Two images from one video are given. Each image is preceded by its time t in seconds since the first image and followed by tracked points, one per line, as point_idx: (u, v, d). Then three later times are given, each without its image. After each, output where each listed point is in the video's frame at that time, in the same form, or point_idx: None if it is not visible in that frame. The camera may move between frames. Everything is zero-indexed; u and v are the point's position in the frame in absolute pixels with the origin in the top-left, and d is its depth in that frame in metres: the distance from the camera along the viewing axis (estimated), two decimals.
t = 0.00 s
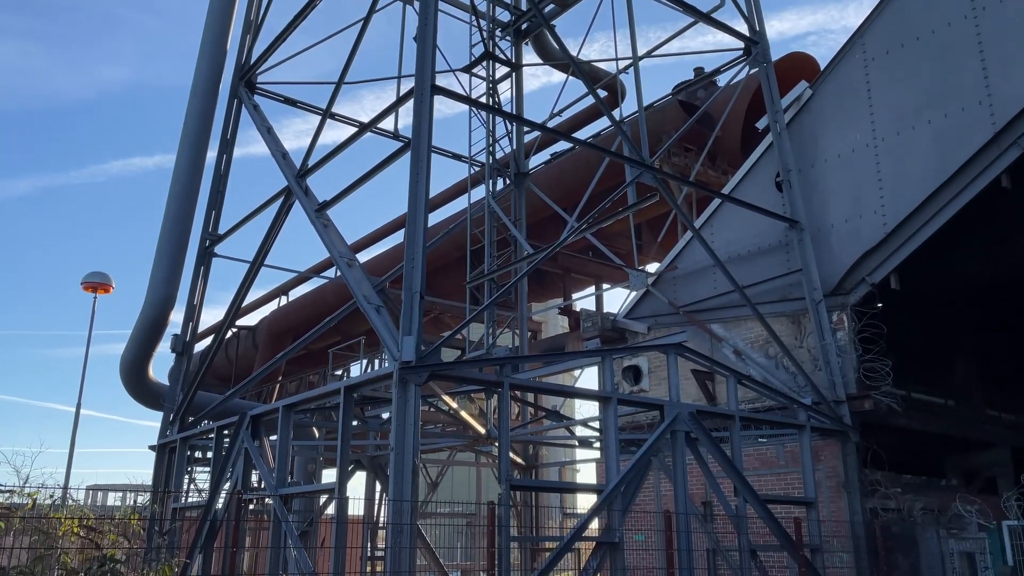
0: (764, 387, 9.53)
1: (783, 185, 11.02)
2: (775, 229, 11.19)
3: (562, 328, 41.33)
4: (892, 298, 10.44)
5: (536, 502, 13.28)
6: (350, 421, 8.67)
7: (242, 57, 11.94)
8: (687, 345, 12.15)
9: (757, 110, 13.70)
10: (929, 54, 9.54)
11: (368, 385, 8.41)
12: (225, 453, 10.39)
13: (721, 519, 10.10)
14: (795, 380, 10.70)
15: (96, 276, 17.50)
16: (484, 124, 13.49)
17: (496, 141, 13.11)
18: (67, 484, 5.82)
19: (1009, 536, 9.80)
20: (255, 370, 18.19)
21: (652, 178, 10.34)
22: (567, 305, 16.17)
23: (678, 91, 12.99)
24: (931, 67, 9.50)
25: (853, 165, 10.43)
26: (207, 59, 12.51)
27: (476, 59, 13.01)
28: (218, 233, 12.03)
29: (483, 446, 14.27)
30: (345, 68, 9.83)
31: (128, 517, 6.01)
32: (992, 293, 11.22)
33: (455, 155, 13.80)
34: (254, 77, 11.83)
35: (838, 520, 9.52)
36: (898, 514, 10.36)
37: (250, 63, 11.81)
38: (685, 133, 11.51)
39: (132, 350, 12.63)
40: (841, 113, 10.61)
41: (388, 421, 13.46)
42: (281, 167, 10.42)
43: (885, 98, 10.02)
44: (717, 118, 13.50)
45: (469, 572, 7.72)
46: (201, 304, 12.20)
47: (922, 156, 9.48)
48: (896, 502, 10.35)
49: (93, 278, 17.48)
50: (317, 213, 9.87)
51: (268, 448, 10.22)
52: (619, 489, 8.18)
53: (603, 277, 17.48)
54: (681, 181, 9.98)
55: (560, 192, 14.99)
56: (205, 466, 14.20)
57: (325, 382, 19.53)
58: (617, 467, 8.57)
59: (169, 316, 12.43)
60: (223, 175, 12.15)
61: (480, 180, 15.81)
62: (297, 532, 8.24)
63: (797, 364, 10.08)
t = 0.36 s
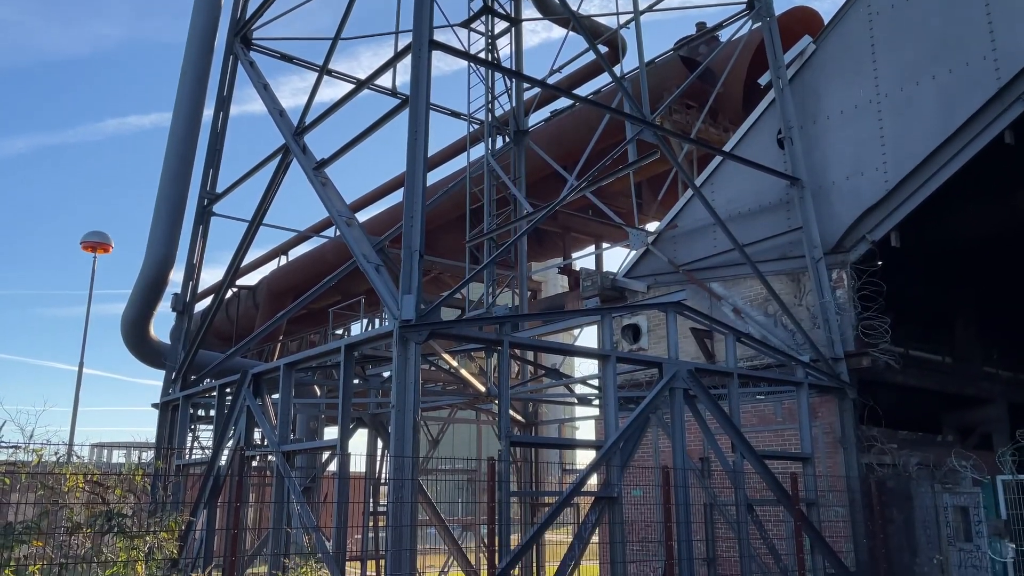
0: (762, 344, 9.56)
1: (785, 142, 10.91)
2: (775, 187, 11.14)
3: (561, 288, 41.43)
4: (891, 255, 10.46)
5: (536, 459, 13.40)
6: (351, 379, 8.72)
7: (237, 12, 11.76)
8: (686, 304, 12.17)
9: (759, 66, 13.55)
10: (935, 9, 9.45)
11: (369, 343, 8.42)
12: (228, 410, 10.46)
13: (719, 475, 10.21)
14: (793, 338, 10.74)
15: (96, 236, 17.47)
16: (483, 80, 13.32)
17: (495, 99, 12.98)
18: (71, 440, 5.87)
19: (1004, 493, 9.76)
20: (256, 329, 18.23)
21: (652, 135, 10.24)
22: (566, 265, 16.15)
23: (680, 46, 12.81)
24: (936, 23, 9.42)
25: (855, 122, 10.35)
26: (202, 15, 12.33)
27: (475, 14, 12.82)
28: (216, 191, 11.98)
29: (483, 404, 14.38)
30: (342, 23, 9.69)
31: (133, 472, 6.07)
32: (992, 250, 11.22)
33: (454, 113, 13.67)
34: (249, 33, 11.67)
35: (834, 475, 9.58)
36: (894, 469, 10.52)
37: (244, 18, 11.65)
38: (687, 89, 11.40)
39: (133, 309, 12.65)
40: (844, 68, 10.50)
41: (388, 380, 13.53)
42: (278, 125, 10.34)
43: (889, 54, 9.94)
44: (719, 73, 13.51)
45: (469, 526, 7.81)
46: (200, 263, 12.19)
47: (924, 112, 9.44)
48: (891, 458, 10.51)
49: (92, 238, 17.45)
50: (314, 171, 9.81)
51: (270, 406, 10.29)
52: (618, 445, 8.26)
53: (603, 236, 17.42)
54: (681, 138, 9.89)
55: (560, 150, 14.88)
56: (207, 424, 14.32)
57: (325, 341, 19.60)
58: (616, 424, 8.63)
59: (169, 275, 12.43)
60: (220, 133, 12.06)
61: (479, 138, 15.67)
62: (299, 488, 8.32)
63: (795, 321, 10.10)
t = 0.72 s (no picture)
0: (762, 308, 9.57)
1: (786, 105, 10.83)
2: (776, 149, 11.07)
3: (560, 253, 41.38)
4: (892, 218, 10.43)
5: (536, 422, 13.48)
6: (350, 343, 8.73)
7: None
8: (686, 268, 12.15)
9: (761, 26, 13.36)
10: None
11: (368, 307, 8.42)
12: (228, 374, 10.49)
13: (718, 438, 10.28)
14: (792, 301, 10.75)
15: (94, 200, 17.40)
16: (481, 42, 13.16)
17: (494, 60, 12.84)
18: (72, 404, 5.89)
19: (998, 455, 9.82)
20: (256, 294, 18.23)
21: (653, 98, 10.14)
22: (566, 230, 16.09)
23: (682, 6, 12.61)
24: None
25: (857, 84, 10.25)
26: None
27: None
28: (213, 155, 11.89)
29: (483, 368, 14.44)
30: None
31: (135, 435, 6.11)
32: (992, 213, 11.20)
33: (452, 75, 13.53)
34: None
35: (830, 437, 9.64)
36: (891, 432, 10.68)
37: None
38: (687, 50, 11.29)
39: (131, 274, 12.65)
40: (847, 29, 10.38)
41: (388, 344, 13.55)
42: (274, 87, 10.23)
43: (893, 14, 9.82)
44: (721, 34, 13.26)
45: (469, 488, 7.88)
46: (198, 227, 12.14)
47: (928, 74, 9.35)
48: (888, 420, 10.62)
49: (89, 202, 17.37)
50: (311, 134, 9.73)
51: (270, 370, 10.32)
52: (616, 408, 8.30)
53: (603, 201, 17.35)
54: (682, 100, 9.80)
55: (560, 113, 14.75)
56: (209, 387, 14.39)
57: (325, 306, 19.62)
58: (614, 387, 8.67)
59: (167, 239, 12.39)
60: (216, 96, 11.94)
61: (478, 101, 15.54)
62: (301, 450, 8.38)
63: (795, 285, 10.09)
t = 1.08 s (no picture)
0: (760, 277, 9.57)
1: (787, 72, 10.76)
2: (776, 117, 11.01)
3: (558, 222, 41.28)
4: (891, 187, 10.41)
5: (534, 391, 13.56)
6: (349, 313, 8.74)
7: None
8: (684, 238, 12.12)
9: None
10: None
11: (366, 277, 8.41)
12: (227, 343, 10.52)
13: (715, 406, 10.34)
14: (791, 270, 10.76)
15: (90, 169, 17.30)
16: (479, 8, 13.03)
17: (492, 27, 12.72)
18: (72, 372, 5.89)
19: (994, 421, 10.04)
20: (254, 264, 18.21)
21: (653, 65, 10.05)
22: (563, 199, 16.02)
23: None
24: None
25: (859, 51, 10.17)
26: None
27: None
28: (209, 123, 11.81)
29: (482, 338, 14.49)
30: None
31: (135, 403, 6.14)
32: (992, 181, 11.18)
33: (449, 42, 13.41)
34: None
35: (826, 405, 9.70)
36: (886, 400, 10.66)
37: None
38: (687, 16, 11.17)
39: (129, 244, 12.63)
40: None
41: (387, 314, 13.55)
42: (270, 54, 10.14)
43: None
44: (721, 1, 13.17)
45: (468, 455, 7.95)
46: (195, 196, 12.10)
47: (930, 40, 9.28)
48: (884, 388, 10.65)
49: (86, 171, 17.28)
50: (308, 102, 9.65)
51: (269, 339, 10.35)
52: (614, 376, 8.35)
53: (602, 170, 17.27)
54: (682, 68, 9.71)
55: (559, 81, 14.64)
56: (208, 356, 14.43)
57: (324, 276, 19.61)
58: (612, 356, 8.70)
59: (164, 208, 12.35)
60: (211, 64, 11.83)
61: (476, 69, 15.43)
62: (300, 418, 8.42)
63: (793, 254, 10.08)
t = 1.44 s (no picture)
0: (758, 256, 9.56)
1: (787, 49, 10.69)
2: (775, 94, 10.96)
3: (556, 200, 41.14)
4: (890, 164, 10.39)
5: (532, 368, 13.60)
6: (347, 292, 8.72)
7: None
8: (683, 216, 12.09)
9: None
10: None
11: (364, 254, 8.39)
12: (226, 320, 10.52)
13: (712, 384, 10.38)
14: (789, 248, 10.75)
15: (86, 146, 17.21)
16: None
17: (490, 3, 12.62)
18: (71, 348, 5.87)
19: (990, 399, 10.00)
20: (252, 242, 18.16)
21: (652, 42, 9.97)
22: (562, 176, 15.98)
23: None
24: None
25: (859, 27, 10.11)
26: None
27: None
28: (205, 100, 11.73)
29: (481, 316, 14.53)
30: None
31: (134, 380, 6.13)
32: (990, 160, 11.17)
33: (447, 18, 13.31)
34: None
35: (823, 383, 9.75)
36: (883, 377, 10.74)
37: None
38: None
39: (125, 221, 12.58)
40: None
41: (385, 292, 13.53)
42: (266, 30, 10.05)
43: None
44: None
45: (467, 432, 8.00)
46: (192, 173, 12.05)
47: (931, 16, 9.22)
48: (881, 365, 10.72)
49: (82, 148, 17.19)
50: (305, 78, 9.59)
51: (267, 317, 10.34)
52: (612, 354, 8.38)
53: (600, 147, 17.22)
54: (681, 44, 9.64)
55: (557, 57, 14.55)
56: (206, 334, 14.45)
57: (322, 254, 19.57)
58: (610, 334, 8.70)
59: (161, 186, 12.30)
60: (206, 39, 11.74)
61: (474, 45, 15.33)
62: (299, 395, 8.45)
63: (791, 232, 10.06)
